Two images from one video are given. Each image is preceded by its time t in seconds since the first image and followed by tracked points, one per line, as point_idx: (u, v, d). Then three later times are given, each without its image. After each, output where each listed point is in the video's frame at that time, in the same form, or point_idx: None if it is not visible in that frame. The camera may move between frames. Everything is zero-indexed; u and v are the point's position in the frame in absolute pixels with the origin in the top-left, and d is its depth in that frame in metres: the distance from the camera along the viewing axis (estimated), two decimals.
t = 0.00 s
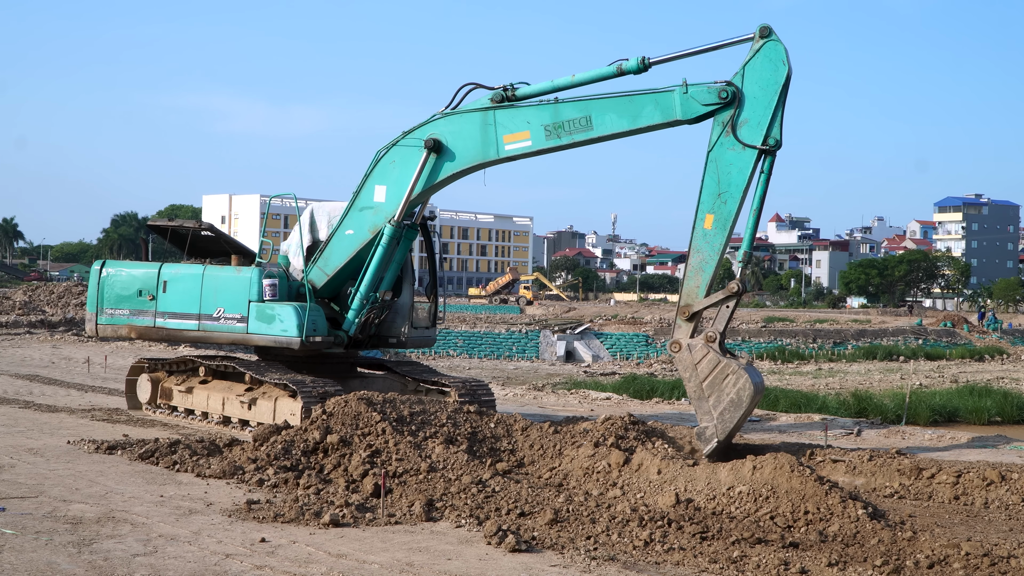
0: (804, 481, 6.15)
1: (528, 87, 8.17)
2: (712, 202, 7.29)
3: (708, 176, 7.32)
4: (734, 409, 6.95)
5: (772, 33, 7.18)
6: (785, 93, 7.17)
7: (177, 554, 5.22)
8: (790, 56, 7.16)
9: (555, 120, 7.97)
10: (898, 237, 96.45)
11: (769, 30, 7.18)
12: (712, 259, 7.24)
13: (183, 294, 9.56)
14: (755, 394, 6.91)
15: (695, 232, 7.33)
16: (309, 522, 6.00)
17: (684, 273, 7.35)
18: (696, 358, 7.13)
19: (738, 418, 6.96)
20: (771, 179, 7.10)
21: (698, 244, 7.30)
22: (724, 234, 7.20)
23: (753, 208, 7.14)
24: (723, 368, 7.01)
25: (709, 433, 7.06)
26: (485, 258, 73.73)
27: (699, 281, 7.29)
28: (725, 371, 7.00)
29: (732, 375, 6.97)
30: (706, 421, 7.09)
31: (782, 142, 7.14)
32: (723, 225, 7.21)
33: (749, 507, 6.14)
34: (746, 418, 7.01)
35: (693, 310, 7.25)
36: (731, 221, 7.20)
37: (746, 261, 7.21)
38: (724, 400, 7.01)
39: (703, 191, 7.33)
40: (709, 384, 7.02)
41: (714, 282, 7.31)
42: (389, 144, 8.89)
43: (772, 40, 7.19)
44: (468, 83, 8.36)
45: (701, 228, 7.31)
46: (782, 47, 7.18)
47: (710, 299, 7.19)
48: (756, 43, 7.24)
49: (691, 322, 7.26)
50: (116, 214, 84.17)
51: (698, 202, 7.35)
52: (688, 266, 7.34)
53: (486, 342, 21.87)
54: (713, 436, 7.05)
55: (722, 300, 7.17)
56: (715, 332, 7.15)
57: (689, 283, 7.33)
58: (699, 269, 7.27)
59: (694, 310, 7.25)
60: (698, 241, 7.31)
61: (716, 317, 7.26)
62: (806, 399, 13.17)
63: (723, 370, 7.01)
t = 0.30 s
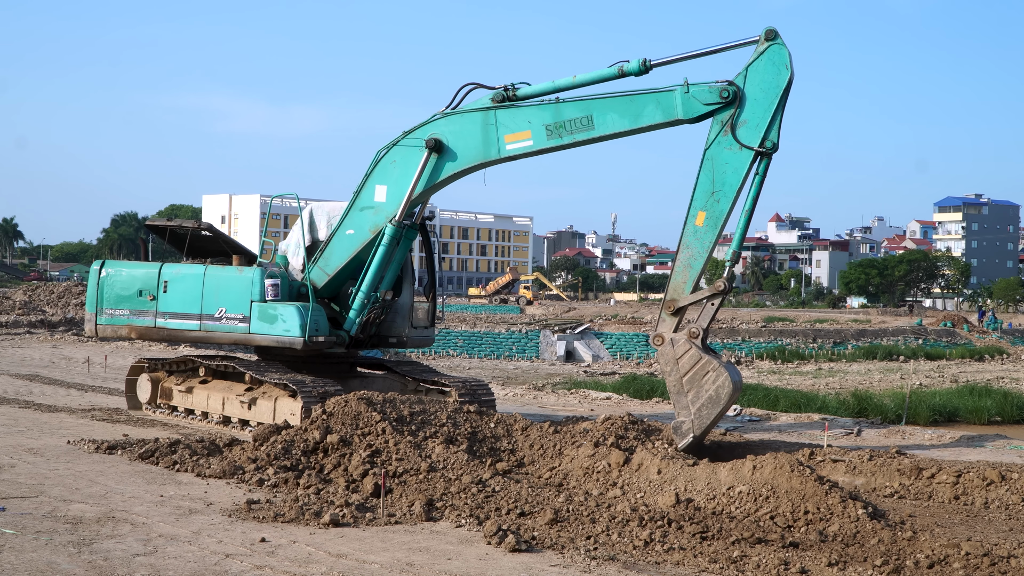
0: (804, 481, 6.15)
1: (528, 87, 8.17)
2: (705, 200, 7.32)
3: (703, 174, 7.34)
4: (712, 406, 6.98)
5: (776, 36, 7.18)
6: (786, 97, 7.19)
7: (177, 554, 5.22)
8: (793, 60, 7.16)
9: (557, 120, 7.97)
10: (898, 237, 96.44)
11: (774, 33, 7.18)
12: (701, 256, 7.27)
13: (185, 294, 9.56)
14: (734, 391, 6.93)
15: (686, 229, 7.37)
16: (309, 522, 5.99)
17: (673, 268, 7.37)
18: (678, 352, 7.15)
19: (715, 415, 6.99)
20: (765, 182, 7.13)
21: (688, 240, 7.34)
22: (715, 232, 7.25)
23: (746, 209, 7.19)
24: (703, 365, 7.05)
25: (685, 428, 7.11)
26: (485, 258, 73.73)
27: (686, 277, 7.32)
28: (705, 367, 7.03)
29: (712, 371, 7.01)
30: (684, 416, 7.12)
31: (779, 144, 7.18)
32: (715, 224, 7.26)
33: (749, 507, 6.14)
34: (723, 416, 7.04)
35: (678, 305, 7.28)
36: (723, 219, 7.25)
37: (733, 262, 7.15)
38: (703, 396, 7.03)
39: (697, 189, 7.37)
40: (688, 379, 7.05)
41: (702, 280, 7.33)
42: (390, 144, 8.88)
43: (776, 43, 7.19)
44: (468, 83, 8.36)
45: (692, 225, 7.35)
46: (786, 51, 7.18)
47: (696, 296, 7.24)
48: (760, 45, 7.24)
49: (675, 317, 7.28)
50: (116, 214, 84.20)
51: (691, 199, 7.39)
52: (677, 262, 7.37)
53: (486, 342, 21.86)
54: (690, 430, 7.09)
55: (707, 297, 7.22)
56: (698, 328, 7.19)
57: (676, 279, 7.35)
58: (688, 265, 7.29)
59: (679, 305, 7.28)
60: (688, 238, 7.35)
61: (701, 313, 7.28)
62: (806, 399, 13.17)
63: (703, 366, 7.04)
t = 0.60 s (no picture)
0: (804, 481, 6.15)
1: (534, 90, 8.16)
2: (701, 204, 7.45)
3: (702, 179, 7.46)
4: (691, 408, 7.27)
5: (786, 49, 7.26)
6: (789, 109, 7.30)
7: (177, 554, 5.22)
8: (800, 73, 7.25)
9: (561, 124, 7.99)
10: (898, 237, 96.46)
11: (784, 46, 7.26)
12: (693, 260, 7.43)
13: (187, 294, 9.55)
14: (713, 397, 7.21)
15: (680, 231, 7.50)
16: (309, 522, 5.99)
17: (664, 269, 7.53)
18: (662, 353, 7.40)
19: (694, 417, 7.28)
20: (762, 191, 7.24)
21: (681, 243, 7.48)
22: (708, 237, 7.43)
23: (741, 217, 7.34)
24: (685, 368, 7.31)
25: (664, 427, 7.41)
26: (485, 258, 73.71)
27: (676, 278, 7.50)
28: (688, 370, 7.29)
29: (694, 375, 7.27)
30: (663, 415, 7.42)
31: (779, 156, 7.31)
32: (709, 229, 7.40)
33: (749, 507, 6.14)
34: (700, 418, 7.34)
35: (666, 306, 7.50)
36: (717, 226, 7.39)
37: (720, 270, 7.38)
38: (683, 397, 7.33)
39: (694, 192, 7.48)
40: (670, 380, 7.31)
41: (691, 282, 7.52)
42: (392, 145, 8.87)
43: (785, 55, 7.28)
44: (472, 86, 8.34)
45: (687, 228, 7.48)
46: (794, 64, 7.27)
47: (684, 298, 7.45)
48: (769, 56, 7.34)
49: (663, 318, 7.51)
50: (116, 214, 84.20)
51: (688, 202, 7.50)
52: (668, 262, 7.52)
53: (486, 342, 21.86)
54: (668, 431, 7.39)
55: (695, 301, 7.41)
56: (683, 331, 7.42)
57: (667, 279, 7.52)
58: (679, 268, 7.46)
59: (667, 307, 7.50)
60: (681, 240, 7.49)
61: (687, 316, 7.51)
62: (806, 399, 13.17)
63: (685, 369, 7.30)
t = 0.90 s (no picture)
0: (804, 481, 6.15)
1: (542, 97, 8.17)
2: (702, 214, 7.55)
3: (704, 190, 7.57)
4: (678, 415, 7.45)
5: (797, 68, 7.36)
6: (795, 127, 7.39)
7: (177, 554, 5.22)
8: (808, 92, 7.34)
9: (569, 132, 8.03)
10: (898, 237, 96.45)
11: (795, 64, 7.36)
12: (689, 269, 7.54)
13: (189, 294, 9.55)
14: (700, 405, 7.39)
15: (679, 239, 7.60)
16: (309, 522, 5.99)
17: (660, 275, 7.63)
18: (654, 358, 7.53)
19: (681, 423, 7.48)
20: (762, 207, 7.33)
21: (678, 251, 7.57)
22: (706, 248, 7.53)
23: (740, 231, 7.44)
24: (676, 374, 7.46)
25: (651, 431, 7.56)
26: (485, 258, 73.71)
27: (672, 285, 7.60)
28: (678, 377, 7.45)
29: (683, 382, 7.44)
30: (650, 419, 7.59)
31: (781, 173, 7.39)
32: (707, 240, 7.50)
33: (749, 507, 6.14)
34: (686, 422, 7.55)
35: (660, 312, 7.59)
36: (715, 237, 7.49)
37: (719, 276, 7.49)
38: (671, 403, 7.50)
39: (695, 202, 7.59)
40: (660, 387, 7.47)
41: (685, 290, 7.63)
42: (397, 147, 8.87)
43: (794, 74, 7.38)
44: (480, 91, 8.34)
45: (685, 236, 7.59)
46: (803, 83, 7.35)
47: (679, 305, 7.54)
48: (779, 73, 7.43)
49: (656, 322, 7.60)
50: (116, 214, 84.22)
51: (688, 211, 7.61)
52: (664, 269, 7.62)
53: (486, 342, 21.87)
54: (655, 434, 7.55)
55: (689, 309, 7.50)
56: (676, 337, 7.54)
57: (662, 286, 7.63)
58: (675, 275, 7.57)
59: (660, 312, 7.58)
60: (679, 248, 7.59)
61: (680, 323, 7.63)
62: (806, 399, 13.17)
63: (676, 377, 7.46)
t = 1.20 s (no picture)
0: (804, 481, 6.15)
1: (545, 100, 8.23)
2: (697, 215, 7.78)
3: (701, 191, 7.81)
4: (658, 411, 7.69)
5: (802, 79, 7.58)
6: (795, 137, 7.64)
7: (177, 554, 5.22)
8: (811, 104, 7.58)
9: (572, 136, 8.12)
10: (898, 237, 96.45)
11: (801, 75, 7.58)
12: (680, 268, 7.78)
13: (191, 294, 9.55)
14: (680, 403, 7.64)
15: (673, 238, 7.82)
16: (309, 522, 5.99)
17: (651, 271, 7.83)
18: (638, 354, 7.77)
19: (659, 420, 7.71)
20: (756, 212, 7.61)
21: (672, 249, 7.82)
22: (698, 248, 7.76)
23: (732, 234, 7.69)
24: (658, 372, 7.71)
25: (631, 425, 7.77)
26: (485, 258, 73.70)
27: (661, 283, 7.79)
28: (660, 374, 7.71)
29: (665, 379, 7.69)
30: (631, 413, 7.79)
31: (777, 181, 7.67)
32: (700, 240, 7.74)
33: (749, 507, 6.14)
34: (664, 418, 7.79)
35: (648, 309, 7.77)
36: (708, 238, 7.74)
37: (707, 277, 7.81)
38: (652, 399, 7.73)
39: (691, 203, 7.82)
40: (643, 382, 7.72)
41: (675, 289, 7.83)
42: (399, 149, 8.86)
43: (798, 85, 7.61)
44: (483, 93, 8.37)
45: (679, 236, 7.81)
46: (807, 94, 7.58)
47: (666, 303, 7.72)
48: (784, 82, 7.65)
49: (643, 319, 7.80)
50: (116, 214, 84.22)
51: (684, 211, 7.83)
52: (656, 266, 7.85)
53: (486, 342, 21.87)
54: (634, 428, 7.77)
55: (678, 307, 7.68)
56: (661, 335, 7.76)
57: (652, 282, 7.83)
58: (666, 273, 7.79)
59: (647, 309, 7.77)
60: (672, 247, 7.83)
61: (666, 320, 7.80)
62: (806, 399, 13.17)
63: (658, 374, 7.71)
